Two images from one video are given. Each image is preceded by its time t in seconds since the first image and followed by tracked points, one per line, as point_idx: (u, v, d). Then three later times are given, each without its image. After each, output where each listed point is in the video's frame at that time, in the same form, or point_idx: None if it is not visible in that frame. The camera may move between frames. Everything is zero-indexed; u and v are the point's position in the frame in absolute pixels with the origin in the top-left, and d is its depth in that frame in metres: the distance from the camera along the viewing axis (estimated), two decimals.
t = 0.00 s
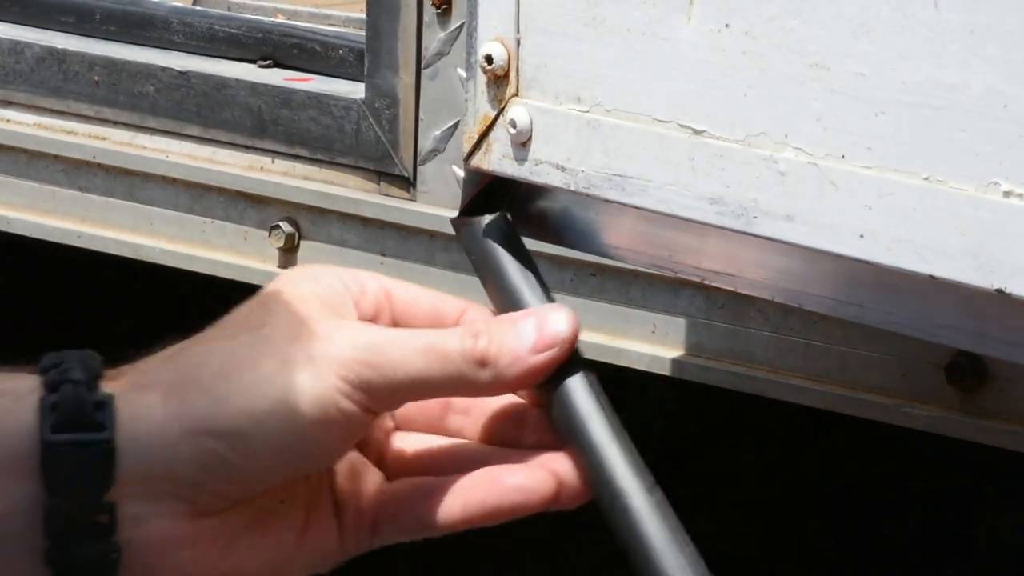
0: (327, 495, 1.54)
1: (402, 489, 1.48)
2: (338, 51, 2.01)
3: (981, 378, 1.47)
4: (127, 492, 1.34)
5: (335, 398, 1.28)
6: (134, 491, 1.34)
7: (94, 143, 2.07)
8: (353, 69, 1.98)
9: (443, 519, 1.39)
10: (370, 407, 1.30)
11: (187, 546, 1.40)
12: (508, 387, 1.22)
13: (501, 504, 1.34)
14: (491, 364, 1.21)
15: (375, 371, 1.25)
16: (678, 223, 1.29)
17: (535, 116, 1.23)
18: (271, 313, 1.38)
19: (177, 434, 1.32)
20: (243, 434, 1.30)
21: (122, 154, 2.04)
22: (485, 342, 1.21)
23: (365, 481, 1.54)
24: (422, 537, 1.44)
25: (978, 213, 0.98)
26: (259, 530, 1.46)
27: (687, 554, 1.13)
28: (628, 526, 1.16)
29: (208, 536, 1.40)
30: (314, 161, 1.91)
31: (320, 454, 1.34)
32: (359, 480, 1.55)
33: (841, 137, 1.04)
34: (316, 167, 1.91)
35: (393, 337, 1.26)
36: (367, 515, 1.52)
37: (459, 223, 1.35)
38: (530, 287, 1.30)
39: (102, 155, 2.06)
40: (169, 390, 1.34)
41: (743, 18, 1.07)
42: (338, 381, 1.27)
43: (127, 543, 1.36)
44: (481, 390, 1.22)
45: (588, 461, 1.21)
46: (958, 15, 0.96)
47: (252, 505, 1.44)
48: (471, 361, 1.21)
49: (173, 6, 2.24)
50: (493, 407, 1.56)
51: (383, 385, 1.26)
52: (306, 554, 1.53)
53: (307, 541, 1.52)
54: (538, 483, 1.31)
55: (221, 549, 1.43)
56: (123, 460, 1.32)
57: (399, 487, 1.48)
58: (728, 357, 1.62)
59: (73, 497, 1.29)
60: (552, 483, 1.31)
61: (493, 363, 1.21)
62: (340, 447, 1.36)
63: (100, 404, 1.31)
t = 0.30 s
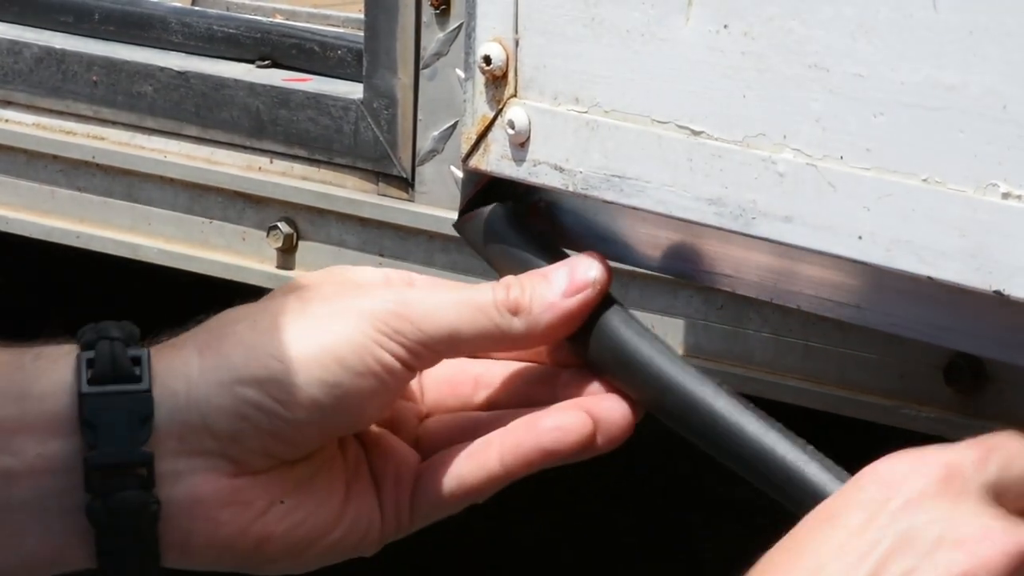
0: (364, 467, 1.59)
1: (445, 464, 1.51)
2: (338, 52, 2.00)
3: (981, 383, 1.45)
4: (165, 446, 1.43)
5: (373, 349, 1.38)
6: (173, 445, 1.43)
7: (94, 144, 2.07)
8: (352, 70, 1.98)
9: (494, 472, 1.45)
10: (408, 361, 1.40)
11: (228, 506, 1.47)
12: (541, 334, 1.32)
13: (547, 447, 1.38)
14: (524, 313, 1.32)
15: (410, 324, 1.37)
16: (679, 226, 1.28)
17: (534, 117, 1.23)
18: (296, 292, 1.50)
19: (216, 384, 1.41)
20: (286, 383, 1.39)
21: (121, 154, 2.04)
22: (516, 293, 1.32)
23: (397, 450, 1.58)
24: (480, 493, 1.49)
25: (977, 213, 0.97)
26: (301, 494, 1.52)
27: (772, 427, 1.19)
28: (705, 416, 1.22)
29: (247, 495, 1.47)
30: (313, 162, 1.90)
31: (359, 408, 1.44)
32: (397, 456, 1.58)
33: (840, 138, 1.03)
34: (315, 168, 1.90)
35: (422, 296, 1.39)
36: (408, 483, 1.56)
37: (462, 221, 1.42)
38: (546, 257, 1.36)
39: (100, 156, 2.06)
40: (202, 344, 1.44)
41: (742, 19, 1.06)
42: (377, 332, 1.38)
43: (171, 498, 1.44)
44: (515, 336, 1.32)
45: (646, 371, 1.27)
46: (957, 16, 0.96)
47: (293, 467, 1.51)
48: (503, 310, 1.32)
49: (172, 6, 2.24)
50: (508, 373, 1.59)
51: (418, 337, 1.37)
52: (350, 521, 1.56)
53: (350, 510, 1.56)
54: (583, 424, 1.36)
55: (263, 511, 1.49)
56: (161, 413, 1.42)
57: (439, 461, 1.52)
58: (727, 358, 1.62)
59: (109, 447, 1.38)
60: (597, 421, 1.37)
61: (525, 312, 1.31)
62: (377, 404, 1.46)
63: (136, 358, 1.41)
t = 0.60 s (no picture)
0: (369, 449, 1.61)
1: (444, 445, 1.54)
2: (339, 49, 2.00)
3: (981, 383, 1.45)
4: (170, 427, 1.46)
5: (378, 331, 1.40)
6: (179, 425, 1.46)
7: (94, 141, 2.08)
8: (353, 67, 1.97)
9: (496, 450, 1.47)
10: (414, 344, 1.42)
11: (234, 486, 1.50)
12: (546, 315, 1.33)
13: (547, 425, 1.38)
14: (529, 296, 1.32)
15: (413, 307, 1.39)
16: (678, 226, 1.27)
17: (535, 116, 1.23)
18: (304, 275, 1.52)
19: (222, 365, 1.42)
20: (292, 365, 1.40)
21: (122, 152, 2.05)
22: (521, 276, 1.32)
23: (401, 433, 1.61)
24: (484, 471, 1.51)
25: (978, 214, 0.97)
26: (306, 475, 1.55)
27: (771, 397, 1.19)
28: (702, 380, 1.22)
29: (253, 475, 1.51)
30: (314, 160, 1.90)
31: (365, 391, 1.46)
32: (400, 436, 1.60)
33: (842, 138, 1.03)
34: (316, 165, 1.90)
35: (426, 280, 1.40)
36: (411, 464, 1.59)
37: (463, 215, 1.43)
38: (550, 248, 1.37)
39: (102, 153, 2.07)
40: (208, 326, 1.46)
41: (743, 19, 1.06)
42: (381, 315, 1.40)
43: (176, 478, 1.47)
44: (522, 318, 1.33)
45: (647, 341, 1.27)
46: (958, 17, 0.96)
47: (299, 448, 1.54)
48: (508, 293, 1.33)
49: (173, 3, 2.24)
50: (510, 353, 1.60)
51: (422, 321, 1.39)
52: (357, 501, 1.59)
53: (355, 491, 1.59)
54: (583, 400, 1.36)
55: (268, 491, 1.52)
56: (167, 394, 1.44)
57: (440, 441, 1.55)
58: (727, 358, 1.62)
59: (116, 429, 1.39)
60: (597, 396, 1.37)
61: (530, 294, 1.32)
62: (384, 387, 1.47)
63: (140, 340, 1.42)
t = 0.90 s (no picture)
0: (375, 442, 1.61)
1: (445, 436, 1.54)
2: (341, 48, 1.99)
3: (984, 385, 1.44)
4: (175, 418, 1.47)
5: (382, 324, 1.40)
6: (183, 416, 1.47)
7: (96, 139, 2.08)
8: (357, 67, 1.96)
9: (496, 441, 1.47)
10: (418, 338, 1.42)
11: (239, 477, 1.50)
12: (550, 308, 1.33)
13: (548, 416, 1.38)
14: (532, 290, 1.32)
15: (416, 300, 1.39)
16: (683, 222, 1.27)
17: (537, 115, 1.23)
18: (309, 266, 1.53)
19: (226, 357, 1.43)
20: (295, 358, 1.41)
21: (124, 149, 2.05)
22: (525, 270, 1.32)
23: (406, 424, 1.61)
24: (485, 462, 1.51)
25: (981, 216, 0.97)
26: (311, 467, 1.55)
27: (778, 387, 1.19)
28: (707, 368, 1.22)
29: (257, 466, 1.51)
30: (316, 158, 1.90)
31: (368, 384, 1.46)
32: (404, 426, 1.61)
33: (844, 139, 1.03)
34: (318, 164, 1.90)
35: (431, 273, 1.40)
36: (415, 456, 1.59)
37: (467, 213, 1.43)
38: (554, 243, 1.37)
39: (104, 151, 2.07)
40: (213, 317, 1.47)
41: (746, 19, 1.06)
42: (384, 308, 1.40)
43: (181, 469, 1.48)
44: (523, 312, 1.32)
45: (649, 330, 1.27)
46: (962, 18, 0.95)
47: (303, 440, 1.54)
48: (512, 287, 1.33)
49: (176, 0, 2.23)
50: (511, 342, 1.60)
51: (425, 315, 1.39)
52: (359, 495, 1.60)
53: (360, 483, 1.59)
54: (583, 391, 1.36)
55: (271, 483, 1.52)
56: (171, 383, 1.45)
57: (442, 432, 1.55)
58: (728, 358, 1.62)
59: (120, 420, 1.40)
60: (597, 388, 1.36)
61: (534, 288, 1.32)
62: (388, 380, 1.48)
63: (145, 331, 1.43)
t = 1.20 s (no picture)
0: (376, 438, 1.61)
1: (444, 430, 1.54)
2: (341, 45, 1.99)
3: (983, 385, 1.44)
4: (174, 410, 1.46)
5: (381, 319, 1.40)
6: (181, 410, 1.46)
7: (95, 136, 2.08)
8: (357, 65, 1.96)
9: (495, 434, 1.47)
10: (418, 334, 1.42)
11: (236, 469, 1.50)
12: (549, 303, 1.32)
13: (548, 408, 1.38)
14: (532, 287, 1.32)
15: (414, 295, 1.39)
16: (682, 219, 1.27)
17: (537, 114, 1.23)
18: (310, 262, 1.52)
19: (227, 351, 1.43)
20: (294, 352, 1.41)
21: (123, 147, 2.05)
22: (524, 264, 1.32)
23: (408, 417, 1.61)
24: (485, 456, 1.52)
25: (981, 215, 0.97)
26: (310, 461, 1.55)
27: (780, 380, 1.19)
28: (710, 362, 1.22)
29: (255, 459, 1.51)
30: (315, 156, 1.90)
31: (367, 379, 1.46)
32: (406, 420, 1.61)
33: (843, 139, 1.03)
34: (317, 162, 1.90)
35: (431, 268, 1.40)
36: (417, 450, 1.59)
37: (467, 211, 1.43)
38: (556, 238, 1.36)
39: (103, 148, 2.07)
40: (213, 310, 1.46)
41: (746, 18, 1.06)
42: (383, 304, 1.40)
43: (180, 462, 1.48)
44: (522, 308, 1.33)
45: (650, 323, 1.27)
46: (962, 17, 0.95)
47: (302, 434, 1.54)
48: (511, 281, 1.33)
49: None
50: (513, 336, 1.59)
51: (423, 310, 1.39)
52: (360, 490, 1.60)
53: (360, 478, 1.59)
54: (582, 382, 1.36)
55: (269, 476, 1.52)
56: (169, 375, 1.44)
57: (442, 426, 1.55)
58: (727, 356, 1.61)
59: (118, 413, 1.40)
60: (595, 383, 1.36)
61: (533, 283, 1.32)
62: (387, 375, 1.47)
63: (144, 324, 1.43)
